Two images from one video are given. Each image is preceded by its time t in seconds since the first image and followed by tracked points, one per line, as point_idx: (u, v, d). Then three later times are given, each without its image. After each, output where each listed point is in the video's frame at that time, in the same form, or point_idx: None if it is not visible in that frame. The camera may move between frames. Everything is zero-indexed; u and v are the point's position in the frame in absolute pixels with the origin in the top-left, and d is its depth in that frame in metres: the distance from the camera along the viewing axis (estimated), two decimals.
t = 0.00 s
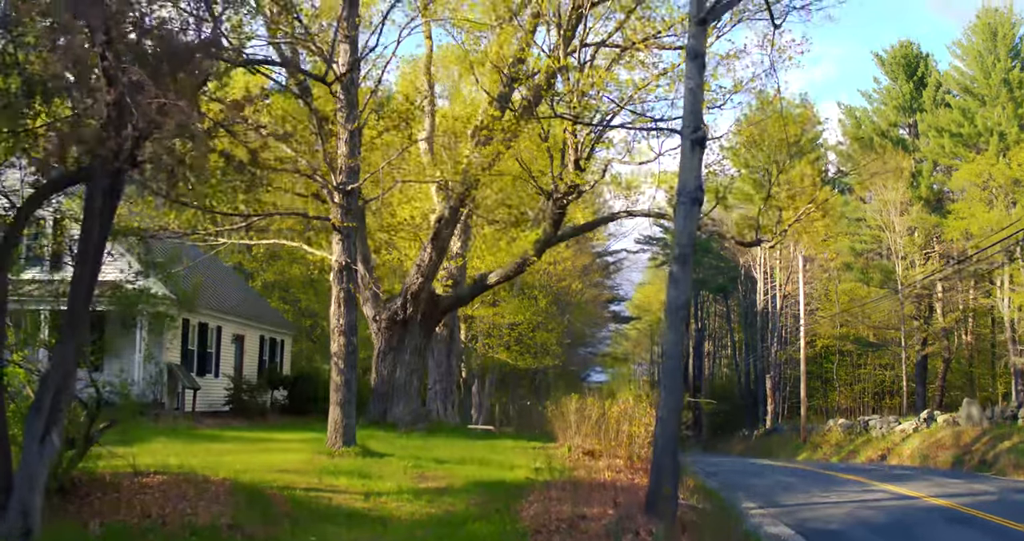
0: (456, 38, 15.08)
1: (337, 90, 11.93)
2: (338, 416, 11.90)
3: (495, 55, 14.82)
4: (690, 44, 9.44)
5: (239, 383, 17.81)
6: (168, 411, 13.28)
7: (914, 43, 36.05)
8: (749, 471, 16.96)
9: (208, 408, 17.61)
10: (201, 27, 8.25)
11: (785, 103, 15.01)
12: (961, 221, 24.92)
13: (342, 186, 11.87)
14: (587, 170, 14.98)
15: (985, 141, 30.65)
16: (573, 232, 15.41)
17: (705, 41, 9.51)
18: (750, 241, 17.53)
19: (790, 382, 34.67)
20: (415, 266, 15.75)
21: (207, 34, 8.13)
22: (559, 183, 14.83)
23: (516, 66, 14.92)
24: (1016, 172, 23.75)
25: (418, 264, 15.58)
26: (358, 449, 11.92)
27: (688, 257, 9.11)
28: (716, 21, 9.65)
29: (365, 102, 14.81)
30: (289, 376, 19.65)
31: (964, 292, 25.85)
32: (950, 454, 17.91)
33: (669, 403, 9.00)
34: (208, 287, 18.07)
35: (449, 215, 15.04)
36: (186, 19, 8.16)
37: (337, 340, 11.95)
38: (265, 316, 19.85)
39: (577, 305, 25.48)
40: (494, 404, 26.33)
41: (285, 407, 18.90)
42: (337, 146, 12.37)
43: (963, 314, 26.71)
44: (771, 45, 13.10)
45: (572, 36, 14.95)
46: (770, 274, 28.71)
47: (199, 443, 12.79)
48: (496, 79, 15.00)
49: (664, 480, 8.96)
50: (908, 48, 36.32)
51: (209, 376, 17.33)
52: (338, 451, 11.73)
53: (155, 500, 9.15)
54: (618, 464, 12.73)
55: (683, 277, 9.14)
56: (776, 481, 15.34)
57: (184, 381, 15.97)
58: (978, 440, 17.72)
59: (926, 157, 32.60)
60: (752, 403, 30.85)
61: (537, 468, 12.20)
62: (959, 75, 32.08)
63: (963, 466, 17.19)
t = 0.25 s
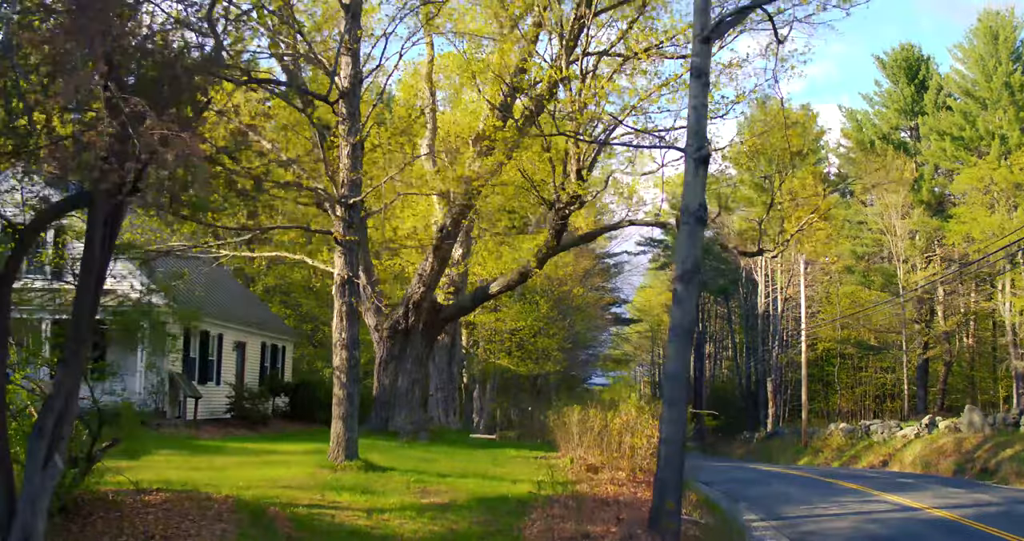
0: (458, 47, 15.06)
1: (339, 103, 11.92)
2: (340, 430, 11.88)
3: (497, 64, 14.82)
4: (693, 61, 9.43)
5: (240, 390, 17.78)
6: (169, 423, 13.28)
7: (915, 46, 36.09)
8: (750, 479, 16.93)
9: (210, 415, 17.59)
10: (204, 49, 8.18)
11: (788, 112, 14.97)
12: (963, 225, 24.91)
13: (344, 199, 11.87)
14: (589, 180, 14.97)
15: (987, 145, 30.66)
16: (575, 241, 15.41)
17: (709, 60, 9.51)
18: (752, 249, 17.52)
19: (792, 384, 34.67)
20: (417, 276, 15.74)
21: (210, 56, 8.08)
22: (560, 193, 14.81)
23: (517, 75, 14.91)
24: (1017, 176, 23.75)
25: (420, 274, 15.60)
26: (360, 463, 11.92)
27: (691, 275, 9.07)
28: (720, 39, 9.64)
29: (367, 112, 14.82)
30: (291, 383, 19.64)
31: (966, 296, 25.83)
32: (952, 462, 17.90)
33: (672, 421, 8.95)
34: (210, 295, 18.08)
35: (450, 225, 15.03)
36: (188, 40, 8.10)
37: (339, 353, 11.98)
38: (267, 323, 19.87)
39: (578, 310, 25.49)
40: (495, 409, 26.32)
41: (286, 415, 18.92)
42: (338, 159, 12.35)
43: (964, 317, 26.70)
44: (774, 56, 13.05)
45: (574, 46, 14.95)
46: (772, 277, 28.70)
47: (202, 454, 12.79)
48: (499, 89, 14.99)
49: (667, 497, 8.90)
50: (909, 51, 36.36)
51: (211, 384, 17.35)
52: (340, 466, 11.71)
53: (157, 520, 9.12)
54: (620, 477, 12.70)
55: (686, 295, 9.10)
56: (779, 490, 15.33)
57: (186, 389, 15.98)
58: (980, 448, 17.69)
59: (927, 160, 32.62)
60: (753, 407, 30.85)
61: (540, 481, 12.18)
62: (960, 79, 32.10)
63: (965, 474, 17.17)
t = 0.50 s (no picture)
0: (460, 56, 15.06)
1: (341, 116, 11.90)
2: (343, 444, 11.85)
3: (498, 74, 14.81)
4: (698, 78, 9.38)
5: (242, 398, 17.77)
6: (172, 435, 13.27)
7: (916, 49, 36.15)
8: (753, 487, 16.92)
9: (212, 423, 17.57)
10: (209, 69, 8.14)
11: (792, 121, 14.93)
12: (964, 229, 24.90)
13: (346, 212, 11.83)
14: (592, 190, 14.93)
15: (988, 148, 30.70)
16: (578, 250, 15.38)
17: (713, 76, 9.46)
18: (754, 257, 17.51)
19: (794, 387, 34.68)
20: (419, 285, 15.71)
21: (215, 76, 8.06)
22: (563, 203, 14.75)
23: (519, 85, 14.91)
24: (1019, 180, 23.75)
25: (421, 283, 15.59)
26: (362, 477, 11.91)
27: (695, 292, 9.02)
28: (724, 56, 9.58)
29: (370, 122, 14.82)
30: (292, 390, 19.64)
31: (967, 299, 25.81)
32: (955, 468, 17.88)
33: (676, 438, 8.91)
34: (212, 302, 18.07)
35: (453, 234, 15.01)
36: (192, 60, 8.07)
37: (342, 367, 11.97)
38: (268, 330, 19.88)
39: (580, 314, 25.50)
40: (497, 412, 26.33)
41: (288, 421, 18.94)
42: (340, 172, 12.31)
43: (965, 320, 26.69)
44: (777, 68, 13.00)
45: (576, 56, 14.96)
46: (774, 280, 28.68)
47: (205, 467, 12.77)
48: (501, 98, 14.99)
49: (670, 515, 8.85)
50: (910, 55, 36.43)
51: (211, 391, 17.36)
52: (343, 480, 11.69)
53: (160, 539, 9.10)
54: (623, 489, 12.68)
55: (690, 313, 9.05)
56: (781, 499, 15.33)
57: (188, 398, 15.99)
58: (983, 455, 17.67)
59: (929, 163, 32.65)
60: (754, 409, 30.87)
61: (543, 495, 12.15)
62: (962, 82, 32.16)
63: (967, 482, 17.15)
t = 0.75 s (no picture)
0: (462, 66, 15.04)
1: (343, 129, 11.86)
2: (345, 458, 11.83)
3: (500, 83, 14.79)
4: (701, 96, 9.36)
5: (242, 406, 17.74)
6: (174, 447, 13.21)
7: (918, 52, 36.16)
8: (755, 496, 16.88)
9: (214, 431, 17.52)
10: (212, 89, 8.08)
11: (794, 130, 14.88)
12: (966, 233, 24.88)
13: (348, 225, 11.81)
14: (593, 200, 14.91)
15: (990, 152, 30.70)
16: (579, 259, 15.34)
17: (716, 93, 9.44)
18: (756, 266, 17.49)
19: (795, 390, 34.65)
20: (421, 294, 15.69)
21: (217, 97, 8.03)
22: (565, 213, 14.72)
23: (521, 94, 14.89)
24: (1020, 184, 23.74)
25: (423, 292, 15.57)
26: (364, 491, 11.86)
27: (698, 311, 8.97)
28: (727, 75, 9.56)
29: (372, 131, 14.79)
30: (293, 397, 19.62)
31: (969, 302, 25.79)
32: (956, 475, 17.87)
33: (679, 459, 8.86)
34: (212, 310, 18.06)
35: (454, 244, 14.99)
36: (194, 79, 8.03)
37: (344, 381, 11.93)
38: (269, 337, 19.89)
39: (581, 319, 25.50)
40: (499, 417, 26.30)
41: (288, 428, 18.94)
42: (342, 185, 12.28)
43: (967, 324, 26.67)
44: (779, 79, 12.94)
45: (578, 65, 14.95)
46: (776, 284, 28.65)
47: (205, 480, 12.72)
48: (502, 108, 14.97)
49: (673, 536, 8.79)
50: (912, 57, 36.44)
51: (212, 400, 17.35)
52: (345, 495, 11.67)
53: None
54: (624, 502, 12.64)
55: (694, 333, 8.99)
56: (783, 509, 15.28)
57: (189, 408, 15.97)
58: (985, 462, 17.61)
59: (930, 166, 32.65)
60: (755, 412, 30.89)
61: (545, 509, 12.10)
62: (963, 85, 32.15)
63: (969, 489, 17.09)
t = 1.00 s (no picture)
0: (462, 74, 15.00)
1: (343, 141, 11.85)
2: (345, 470, 11.82)
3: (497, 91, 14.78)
4: (702, 113, 9.32)
5: (243, 414, 17.75)
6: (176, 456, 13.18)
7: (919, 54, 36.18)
8: (756, 503, 16.86)
9: (215, 439, 17.47)
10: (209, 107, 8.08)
11: (795, 138, 14.80)
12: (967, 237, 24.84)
13: (348, 237, 11.78)
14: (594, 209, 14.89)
15: (991, 155, 30.70)
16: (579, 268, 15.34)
17: (717, 110, 9.40)
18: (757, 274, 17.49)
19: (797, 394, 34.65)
20: (421, 302, 15.69)
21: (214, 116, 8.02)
22: (565, 223, 14.69)
23: (521, 103, 14.87)
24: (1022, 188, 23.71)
25: (423, 301, 15.56)
26: (364, 504, 11.86)
27: (699, 328, 8.91)
28: (729, 92, 9.52)
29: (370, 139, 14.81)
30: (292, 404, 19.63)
31: (970, 306, 25.76)
32: (957, 482, 17.85)
33: (679, 477, 8.81)
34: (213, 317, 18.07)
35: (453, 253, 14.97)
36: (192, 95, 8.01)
37: (343, 394, 11.90)
38: (269, 343, 19.92)
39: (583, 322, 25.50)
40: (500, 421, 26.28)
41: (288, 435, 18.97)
42: (343, 197, 12.26)
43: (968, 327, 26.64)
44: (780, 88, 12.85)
45: (578, 74, 14.93)
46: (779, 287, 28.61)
47: (208, 490, 12.71)
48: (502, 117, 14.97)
49: None
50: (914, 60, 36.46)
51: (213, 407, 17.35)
52: (345, 507, 11.66)
53: None
54: (623, 515, 12.62)
55: (695, 351, 8.94)
56: (782, 519, 15.23)
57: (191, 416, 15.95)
58: (986, 469, 17.51)
59: (931, 169, 32.65)
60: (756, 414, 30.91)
61: (545, 521, 12.07)
62: (965, 88, 32.15)
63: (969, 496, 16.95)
